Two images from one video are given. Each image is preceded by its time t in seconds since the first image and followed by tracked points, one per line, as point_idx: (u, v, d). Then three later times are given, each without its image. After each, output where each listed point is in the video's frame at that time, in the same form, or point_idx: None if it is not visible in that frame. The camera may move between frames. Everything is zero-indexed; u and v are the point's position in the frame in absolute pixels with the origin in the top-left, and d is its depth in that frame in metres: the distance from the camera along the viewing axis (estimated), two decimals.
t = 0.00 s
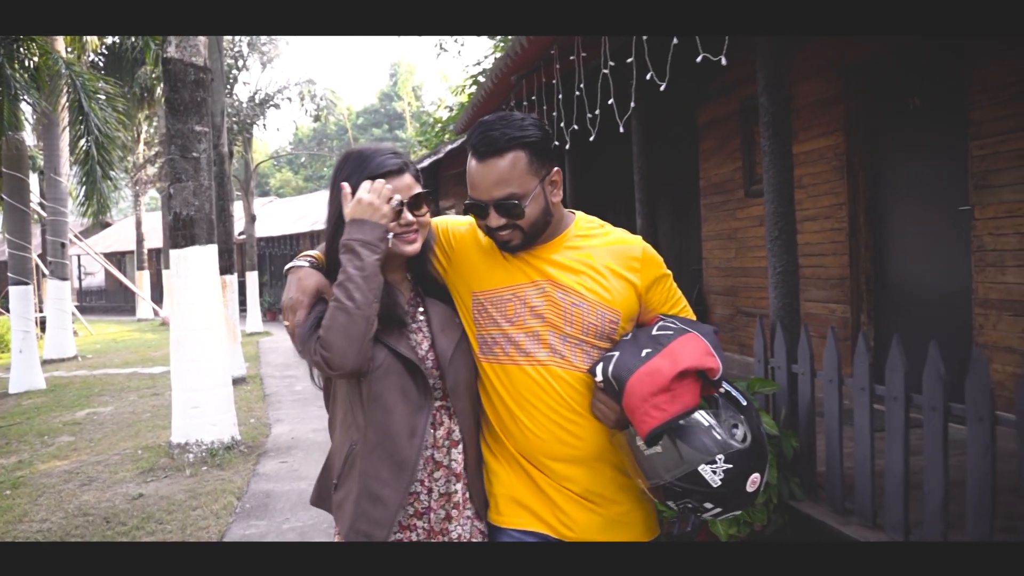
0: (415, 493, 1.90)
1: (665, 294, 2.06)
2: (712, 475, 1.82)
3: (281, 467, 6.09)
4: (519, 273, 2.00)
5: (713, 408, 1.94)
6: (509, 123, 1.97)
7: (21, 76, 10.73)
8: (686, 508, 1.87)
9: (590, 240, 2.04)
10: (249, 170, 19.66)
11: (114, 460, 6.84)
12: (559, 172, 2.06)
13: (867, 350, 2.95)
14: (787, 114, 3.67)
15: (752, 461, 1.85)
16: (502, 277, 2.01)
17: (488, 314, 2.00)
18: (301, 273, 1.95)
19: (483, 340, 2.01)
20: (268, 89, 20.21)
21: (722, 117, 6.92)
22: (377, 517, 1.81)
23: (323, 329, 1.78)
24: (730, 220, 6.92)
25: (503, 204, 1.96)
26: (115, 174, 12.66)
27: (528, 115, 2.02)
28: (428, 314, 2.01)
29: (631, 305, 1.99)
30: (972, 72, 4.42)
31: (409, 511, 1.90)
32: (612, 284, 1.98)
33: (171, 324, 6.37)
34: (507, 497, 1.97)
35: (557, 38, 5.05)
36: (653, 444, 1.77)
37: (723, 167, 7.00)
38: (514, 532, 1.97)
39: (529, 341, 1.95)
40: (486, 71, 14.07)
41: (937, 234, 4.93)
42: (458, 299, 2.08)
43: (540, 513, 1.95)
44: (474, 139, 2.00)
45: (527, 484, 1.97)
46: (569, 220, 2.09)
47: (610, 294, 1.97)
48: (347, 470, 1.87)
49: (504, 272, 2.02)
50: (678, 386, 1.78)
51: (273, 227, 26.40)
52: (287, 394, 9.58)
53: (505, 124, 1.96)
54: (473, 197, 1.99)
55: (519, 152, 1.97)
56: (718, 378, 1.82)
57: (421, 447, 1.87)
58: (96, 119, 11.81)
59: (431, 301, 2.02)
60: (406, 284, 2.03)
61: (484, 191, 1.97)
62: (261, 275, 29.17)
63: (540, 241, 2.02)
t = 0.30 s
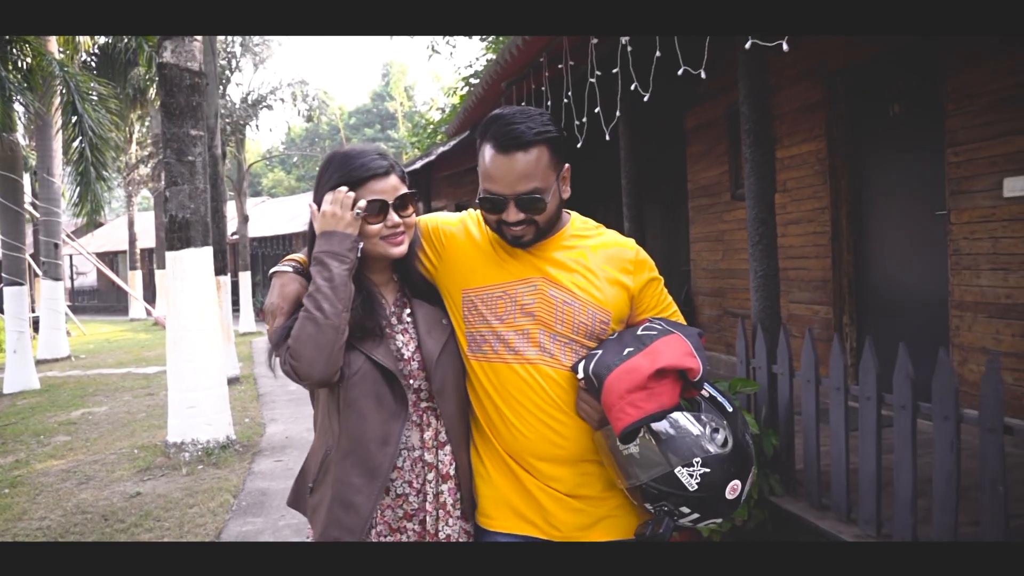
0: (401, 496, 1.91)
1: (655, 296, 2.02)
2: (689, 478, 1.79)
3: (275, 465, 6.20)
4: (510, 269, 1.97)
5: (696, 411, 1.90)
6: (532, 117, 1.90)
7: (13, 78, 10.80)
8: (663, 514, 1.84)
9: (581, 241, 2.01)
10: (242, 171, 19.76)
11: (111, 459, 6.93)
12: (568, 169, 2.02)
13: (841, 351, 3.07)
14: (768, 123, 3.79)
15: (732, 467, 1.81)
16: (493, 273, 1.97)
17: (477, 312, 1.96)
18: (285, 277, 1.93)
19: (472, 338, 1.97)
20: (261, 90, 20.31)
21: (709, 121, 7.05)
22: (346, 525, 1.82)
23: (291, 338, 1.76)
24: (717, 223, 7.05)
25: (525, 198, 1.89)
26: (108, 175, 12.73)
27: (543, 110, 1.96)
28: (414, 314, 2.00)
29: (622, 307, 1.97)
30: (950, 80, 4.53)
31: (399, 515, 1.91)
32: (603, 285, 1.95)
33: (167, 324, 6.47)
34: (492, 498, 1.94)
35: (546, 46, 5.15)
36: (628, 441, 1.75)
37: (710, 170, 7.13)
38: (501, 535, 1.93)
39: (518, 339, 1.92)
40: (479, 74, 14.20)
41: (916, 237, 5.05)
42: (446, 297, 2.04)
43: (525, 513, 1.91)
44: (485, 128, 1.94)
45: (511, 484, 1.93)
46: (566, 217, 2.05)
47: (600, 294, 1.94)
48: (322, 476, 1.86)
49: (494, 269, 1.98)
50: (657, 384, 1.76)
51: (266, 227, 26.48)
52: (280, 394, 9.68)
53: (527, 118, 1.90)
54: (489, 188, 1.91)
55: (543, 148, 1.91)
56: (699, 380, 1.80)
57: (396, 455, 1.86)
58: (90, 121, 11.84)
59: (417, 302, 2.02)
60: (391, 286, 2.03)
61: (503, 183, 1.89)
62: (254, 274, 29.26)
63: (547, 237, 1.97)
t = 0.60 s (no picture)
0: (394, 504, 1.96)
1: (653, 304, 2.04)
2: (689, 486, 1.77)
3: (275, 465, 6.30)
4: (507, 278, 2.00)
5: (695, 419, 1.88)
6: (554, 126, 1.90)
7: (12, 80, 10.87)
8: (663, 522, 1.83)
9: (580, 250, 2.03)
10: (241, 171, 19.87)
11: (113, 459, 7.02)
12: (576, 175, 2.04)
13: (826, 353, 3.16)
14: (757, 130, 3.89)
15: (731, 475, 1.79)
16: (491, 280, 2.01)
17: (474, 318, 2.00)
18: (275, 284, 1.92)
19: (468, 345, 2.01)
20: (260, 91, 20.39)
21: (704, 124, 7.14)
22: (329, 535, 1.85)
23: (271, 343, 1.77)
24: (711, 225, 7.14)
25: (545, 209, 1.90)
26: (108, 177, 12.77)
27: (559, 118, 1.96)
28: (409, 322, 2.05)
29: (619, 316, 1.99)
30: (938, 86, 4.62)
31: (388, 522, 1.96)
32: (601, 293, 1.98)
33: (169, 325, 6.56)
34: (486, 504, 1.99)
35: (542, 52, 5.24)
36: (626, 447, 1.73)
37: (704, 173, 7.22)
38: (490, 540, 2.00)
39: (514, 347, 1.96)
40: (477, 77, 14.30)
41: (905, 240, 5.16)
42: (443, 304, 2.09)
43: (517, 520, 1.95)
44: (502, 133, 1.93)
45: (503, 492, 1.97)
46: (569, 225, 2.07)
47: (598, 302, 1.97)
48: (302, 485, 1.88)
49: (491, 277, 2.01)
50: (654, 391, 1.72)
51: (264, 228, 26.57)
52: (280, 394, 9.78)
53: (550, 129, 1.89)
54: (509, 197, 1.91)
55: (563, 159, 1.92)
56: (697, 388, 1.75)
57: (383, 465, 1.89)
58: (90, 123, 11.89)
59: (412, 309, 2.06)
60: (385, 293, 2.07)
61: (523, 190, 1.89)
62: (253, 275, 29.35)
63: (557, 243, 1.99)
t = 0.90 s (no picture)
0: (384, 526, 1.97)
1: (653, 329, 2.01)
2: (684, 518, 1.74)
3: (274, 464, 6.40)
4: (503, 301, 1.99)
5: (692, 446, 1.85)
6: (562, 152, 1.88)
7: (10, 81, 10.95)
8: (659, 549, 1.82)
9: (580, 273, 2.00)
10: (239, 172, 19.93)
11: (113, 459, 7.11)
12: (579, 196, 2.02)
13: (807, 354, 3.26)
14: (743, 136, 3.99)
15: (727, 506, 1.76)
16: (487, 303, 2.00)
17: (469, 341, 2.00)
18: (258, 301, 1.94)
19: (463, 367, 2.01)
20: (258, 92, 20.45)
21: (696, 127, 7.24)
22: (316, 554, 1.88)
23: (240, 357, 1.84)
24: (704, 226, 7.24)
25: (550, 237, 1.89)
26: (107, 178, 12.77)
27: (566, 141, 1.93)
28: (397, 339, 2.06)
29: (617, 341, 1.97)
30: (921, 93, 4.72)
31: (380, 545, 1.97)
32: (601, 320, 1.95)
33: (168, 326, 6.65)
34: (476, 525, 2.01)
35: (534, 58, 5.34)
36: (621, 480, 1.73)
37: (697, 175, 7.32)
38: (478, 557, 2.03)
39: (510, 371, 1.95)
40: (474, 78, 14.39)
41: (890, 244, 5.26)
42: (436, 323, 2.09)
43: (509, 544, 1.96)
44: (507, 155, 1.91)
45: (496, 514, 1.97)
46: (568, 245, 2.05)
47: (596, 328, 1.94)
48: (277, 506, 1.88)
49: (488, 300, 2.00)
50: (648, 426, 1.72)
51: (262, 227, 26.63)
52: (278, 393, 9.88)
53: (559, 156, 1.86)
54: (516, 223, 1.89)
55: (570, 185, 1.90)
56: (694, 421, 1.75)
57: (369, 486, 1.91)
58: (89, 124, 11.94)
59: (402, 326, 2.08)
60: (375, 309, 2.09)
61: (530, 216, 1.87)
62: (250, 275, 29.42)
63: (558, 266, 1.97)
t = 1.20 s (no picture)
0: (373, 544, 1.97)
1: (654, 349, 2.00)
2: (688, 539, 1.75)
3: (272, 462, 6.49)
4: (502, 319, 1.96)
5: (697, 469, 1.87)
6: (570, 170, 1.86)
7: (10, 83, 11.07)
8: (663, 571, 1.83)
9: (582, 292, 1.98)
10: (237, 173, 20.02)
11: (113, 457, 7.20)
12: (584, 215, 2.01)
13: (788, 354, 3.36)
14: (729, 141, 4.10)
15: (731, 528, 1.77)
16: (485, 321, 1.97)
17: (467, 359, 1.97)
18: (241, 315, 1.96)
19: (460, 385, 1.98)
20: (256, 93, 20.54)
21: (689, 130, 7.33)
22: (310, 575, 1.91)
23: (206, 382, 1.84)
24: (697, 227, 7.33)
25: (556, 257, 1.87)
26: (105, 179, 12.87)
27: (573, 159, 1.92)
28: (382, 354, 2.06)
29: (618, 361, 1.94)
30: (905, 98, 4.83)
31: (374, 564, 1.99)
32: (603, 340, 1.92)
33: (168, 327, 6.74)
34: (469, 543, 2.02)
35: (527, 64, 5.44)
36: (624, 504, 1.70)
37: (690, 177, 7.41)
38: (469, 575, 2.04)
39: (508, 390, 1.92)
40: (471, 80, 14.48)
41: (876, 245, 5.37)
42: (434, 340, 2.07)
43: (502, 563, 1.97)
44: (514, 172, 1.89)
45: (490, 534, 1.96)
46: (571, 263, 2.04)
47: (598, 347, 1.91)
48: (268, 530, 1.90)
49: (487, 318, 1.97)
50: (655, 446, 1.69)
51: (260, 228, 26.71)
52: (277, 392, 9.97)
53: (567, 174, 1.85)
54: (522, 243, 1.87)
55: (577, 204, 1.88)
56: (699, 443, 1.72)
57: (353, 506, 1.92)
58: (89, 126, 12.07)
59: (390, 340, 2.06)
60: (363, 322, 2.09)
61: (536, 236, 1.85)
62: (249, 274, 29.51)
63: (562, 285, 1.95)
